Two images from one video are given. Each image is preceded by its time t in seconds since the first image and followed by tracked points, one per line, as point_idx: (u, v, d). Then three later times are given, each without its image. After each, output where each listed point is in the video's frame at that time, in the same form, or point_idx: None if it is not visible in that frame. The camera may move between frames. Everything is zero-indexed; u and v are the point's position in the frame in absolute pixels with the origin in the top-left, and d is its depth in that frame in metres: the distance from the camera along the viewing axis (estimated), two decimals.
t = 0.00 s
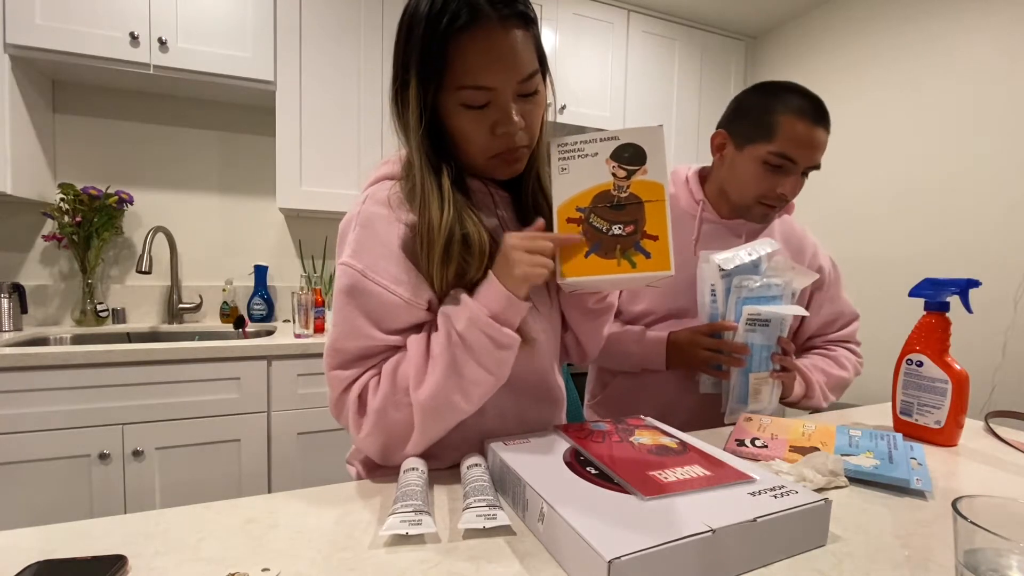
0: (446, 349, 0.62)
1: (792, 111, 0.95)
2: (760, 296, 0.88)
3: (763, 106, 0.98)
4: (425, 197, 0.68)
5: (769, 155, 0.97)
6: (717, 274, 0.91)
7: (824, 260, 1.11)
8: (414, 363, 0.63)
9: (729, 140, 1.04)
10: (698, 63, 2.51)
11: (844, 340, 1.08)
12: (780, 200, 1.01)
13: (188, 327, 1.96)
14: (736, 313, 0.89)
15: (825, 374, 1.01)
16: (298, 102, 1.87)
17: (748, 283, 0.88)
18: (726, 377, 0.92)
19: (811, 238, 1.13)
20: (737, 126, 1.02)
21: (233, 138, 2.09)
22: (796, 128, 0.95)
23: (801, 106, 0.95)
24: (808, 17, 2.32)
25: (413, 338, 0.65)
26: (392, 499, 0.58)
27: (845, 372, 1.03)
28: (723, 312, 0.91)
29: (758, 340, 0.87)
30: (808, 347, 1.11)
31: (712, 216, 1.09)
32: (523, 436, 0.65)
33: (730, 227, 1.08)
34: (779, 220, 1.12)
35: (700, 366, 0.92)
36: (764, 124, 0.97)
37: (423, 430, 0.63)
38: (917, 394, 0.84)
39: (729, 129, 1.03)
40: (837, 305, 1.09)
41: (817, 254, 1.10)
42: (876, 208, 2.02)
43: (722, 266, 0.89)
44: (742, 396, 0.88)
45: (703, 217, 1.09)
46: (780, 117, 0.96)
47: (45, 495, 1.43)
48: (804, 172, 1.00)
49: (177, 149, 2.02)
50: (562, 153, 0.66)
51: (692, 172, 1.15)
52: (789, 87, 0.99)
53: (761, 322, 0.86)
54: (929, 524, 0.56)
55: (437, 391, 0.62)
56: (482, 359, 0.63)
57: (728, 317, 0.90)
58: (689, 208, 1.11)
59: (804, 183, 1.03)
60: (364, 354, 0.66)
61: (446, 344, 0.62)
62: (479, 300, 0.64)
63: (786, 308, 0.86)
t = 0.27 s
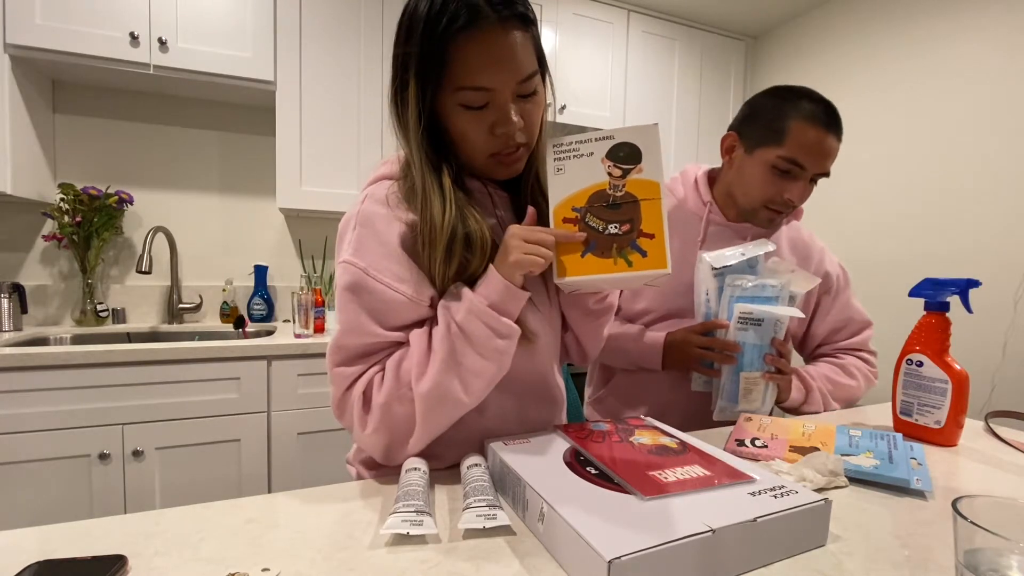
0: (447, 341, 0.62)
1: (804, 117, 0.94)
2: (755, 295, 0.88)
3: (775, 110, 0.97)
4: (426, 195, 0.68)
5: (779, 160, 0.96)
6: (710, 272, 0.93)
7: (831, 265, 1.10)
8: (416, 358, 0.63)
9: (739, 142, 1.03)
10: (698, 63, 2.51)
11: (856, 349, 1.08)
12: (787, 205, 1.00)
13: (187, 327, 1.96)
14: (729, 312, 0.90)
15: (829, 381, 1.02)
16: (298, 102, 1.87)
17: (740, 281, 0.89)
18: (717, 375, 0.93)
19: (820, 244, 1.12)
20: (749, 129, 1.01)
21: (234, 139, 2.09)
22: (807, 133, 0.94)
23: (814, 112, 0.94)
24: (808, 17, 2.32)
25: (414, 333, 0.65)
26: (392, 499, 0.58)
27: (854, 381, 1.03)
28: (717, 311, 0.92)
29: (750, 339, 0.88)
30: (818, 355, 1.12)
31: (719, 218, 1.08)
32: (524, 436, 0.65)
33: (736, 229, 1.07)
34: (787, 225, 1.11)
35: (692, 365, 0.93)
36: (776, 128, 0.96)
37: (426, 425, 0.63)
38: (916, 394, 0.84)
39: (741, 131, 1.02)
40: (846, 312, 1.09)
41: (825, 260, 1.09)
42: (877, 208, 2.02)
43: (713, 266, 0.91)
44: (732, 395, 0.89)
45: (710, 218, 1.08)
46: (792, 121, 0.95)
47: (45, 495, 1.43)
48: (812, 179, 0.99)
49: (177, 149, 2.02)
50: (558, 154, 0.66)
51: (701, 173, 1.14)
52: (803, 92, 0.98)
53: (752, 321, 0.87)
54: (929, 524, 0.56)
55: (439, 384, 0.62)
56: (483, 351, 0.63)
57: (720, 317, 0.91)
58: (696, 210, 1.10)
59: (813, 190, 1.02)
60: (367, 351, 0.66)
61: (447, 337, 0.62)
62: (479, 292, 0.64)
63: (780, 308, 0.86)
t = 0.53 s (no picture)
0: (445, 344, 0.62)
1: (819, 125, 0.91)
2: (750, 296, 0.88)
3: (791, 116, 0.94)
4: (425, 197, 0.68)
5: (791, 168, 0.94)
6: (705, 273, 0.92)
7: (843, 274, 1.09)
8: (414, 361, 0.63)
9: (754, 146, 1.01)
10: (698, 63, 2.51)
11: (870, 359, 1.07)
12: (797, 215, 0.98)
13: (187, 327, 1.96)
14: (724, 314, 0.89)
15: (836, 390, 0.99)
16: (298, 102, 1.87)
17: (735, 284, 0.89)
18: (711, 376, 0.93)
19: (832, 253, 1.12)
20: (764, 135, 0.99)
21: (234, 139, 2.09)
22: (822, 142, 0.91)
23: (831, 120, 0.91)
24: (809, 17, 2.32)
25: (412, 336, 0.65)
26: (392, 499, 0.58)
27: (864, 392, 1.00)
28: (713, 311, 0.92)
29: (745, 342, 0.88)
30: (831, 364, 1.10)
31: (729, 222, 1.08)
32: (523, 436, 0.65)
33: (745, 235, 1.07)
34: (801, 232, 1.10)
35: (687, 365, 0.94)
36: (790, 134, 0.94)
37: (424, 428, 0.63)
38: (917, 394, 0.83)
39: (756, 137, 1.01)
40: (860, 322, 1.08)
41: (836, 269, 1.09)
42: (877, 208, 2.02)
43: (707, 267, 0.91)
44: (724, 395, 0.90)
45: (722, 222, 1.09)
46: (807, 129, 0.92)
47: (45, 495, 1.43)
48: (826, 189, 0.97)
49: (177, 149, 2.02)
50: (563, 154, 0.66)
51: (716, 174, 1.13)
52: (824, 97, 0.95)
53: (747, 324, 0.87)
54: (929, 524, 0.56)
55: (437, 388, 0.62)
56: (481, 355, 0.63)
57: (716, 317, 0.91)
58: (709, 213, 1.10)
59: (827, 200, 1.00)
60: (365, 352, 0.66)
61: (444, 339, 0.63)
62: (476, 296, 0.65)
63: (776, 310, 0.86)
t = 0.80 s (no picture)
0: (448, 345, 0.62)
1: (834, 129, 0.91)
2: (751, 295, 0.87)
3: (807, 119, 0.94)
4: (427, 198, 0.68)
5: (803, 173, 0.94)
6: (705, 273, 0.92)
7: (854, 278, 1.09)
8: (416, 362, 0.63)
9: (767, 149, 1.01)
10: (698, 63, 2.51)
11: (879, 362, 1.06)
12: (807, 220, 0.98)
13: (187, 327, 1.96)
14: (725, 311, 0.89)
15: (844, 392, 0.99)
16: (298, 102, 1.87)
17: (738, 283, 0.88)
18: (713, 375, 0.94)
19: (842, 256, 1.11)
20: (778, 137, 0.98)
21: (234, 139, 2.09)
22: (836, 147, 0.91)
23: (848, 125, 0.90)
24: (809, 17, 2.32)
25: (414, 337, 0.65)
26: (392, 499, 0.58)
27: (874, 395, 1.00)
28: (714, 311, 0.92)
29: (747, 341, 0.87)
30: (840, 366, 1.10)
31: (740, 224, 1.07)
32: (523, 436, 0.65)
33: (754, 237, 1.07)
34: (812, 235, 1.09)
35: (689, 364, 0.95)
36: (804, 138, 0.93)
37: (426, 430, 0.63)
38: (917, 394, 0.83)
39: (770, 139, 1.00)
40: (870, 325, 1.08)
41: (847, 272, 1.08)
42: (877, 208, 2.02)
43: (708, 266, 0.90)
44: (726, 395, 0.90)
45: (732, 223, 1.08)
46: (822, 134, 0.92)
47: (45, 495, 1.43)
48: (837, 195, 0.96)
49: (177, 149, 2.02)
50: (565, 155, 0.66)
51: (728, 175, 1.13)
52: (842, 100, 0.94)
53: (748, 323, 0.86)
54: (929, 524, 0.56)
55: (439, 388, 0.62)
56: (483, 356, 0.63)
57: (717, 316, 0.91)
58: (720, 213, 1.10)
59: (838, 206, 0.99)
60: (366, 353, 0.66)
61: (447, 340, 0.63)
62: (479, 297, 0.65)
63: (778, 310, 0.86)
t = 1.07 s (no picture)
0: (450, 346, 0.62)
1: (832, 126, 0.91)
2: (748, 295, 0.87)
3: (805, 117, 0.94)
4: (428, 198, 0.68)
5: (800, 171, 0.94)
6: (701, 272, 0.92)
7: (861, 278, 1.08)
8: (418, 362, 0.63)
9: (765, 147, 1.02)
10: (698, 63, 2.51)
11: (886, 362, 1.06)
12: (807, 218, 0.97)
13: (187, 327, 1.96)
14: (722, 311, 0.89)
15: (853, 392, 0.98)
16: (298, 103, 1.87)
17: (734, 282, 0.88)
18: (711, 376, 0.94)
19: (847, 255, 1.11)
20: (776, 135, 0.99)
21: (234, 139, 2.09)
22: (833, 144, 0.91)
23: (846, 121, 0.91)
24: (809, 17, 2.32)
25: (416, 337, 0.65)
26: (392, 499, 0.58)
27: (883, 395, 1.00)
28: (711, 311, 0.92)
29: (744, 341, 0.88)
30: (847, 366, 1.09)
31: (741, 224, 1.07)
32: (524, 436, 0.65)
33: (756, 237, 1.06)
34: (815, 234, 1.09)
35: (687, 364, 0.96)
36: (802, 136, 0.94)
37: (428, 431, 0.63)
38: (917, 394, 0.83)
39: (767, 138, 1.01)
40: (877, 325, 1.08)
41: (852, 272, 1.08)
42: (877, 208, 2.02)
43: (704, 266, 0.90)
44: (726, 396, 0.90)
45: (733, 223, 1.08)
46: (819, 131, 0.92)
47: (45, 495, 1.43)
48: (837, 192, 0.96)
49: (177, 149, 2.02)
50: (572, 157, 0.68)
51: (729, 175, 1.13)
52: (840, 97, 0.94)
53: (744, 323, 0.87)
54: (929, 524, 0.56)
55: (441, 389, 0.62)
56: (486, 357, 0.63)
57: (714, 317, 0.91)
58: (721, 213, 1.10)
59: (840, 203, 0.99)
60: (367, 353, 0.66)
61: (450, 341, 0.63)
62: (482, 298, 0.65)
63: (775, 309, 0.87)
